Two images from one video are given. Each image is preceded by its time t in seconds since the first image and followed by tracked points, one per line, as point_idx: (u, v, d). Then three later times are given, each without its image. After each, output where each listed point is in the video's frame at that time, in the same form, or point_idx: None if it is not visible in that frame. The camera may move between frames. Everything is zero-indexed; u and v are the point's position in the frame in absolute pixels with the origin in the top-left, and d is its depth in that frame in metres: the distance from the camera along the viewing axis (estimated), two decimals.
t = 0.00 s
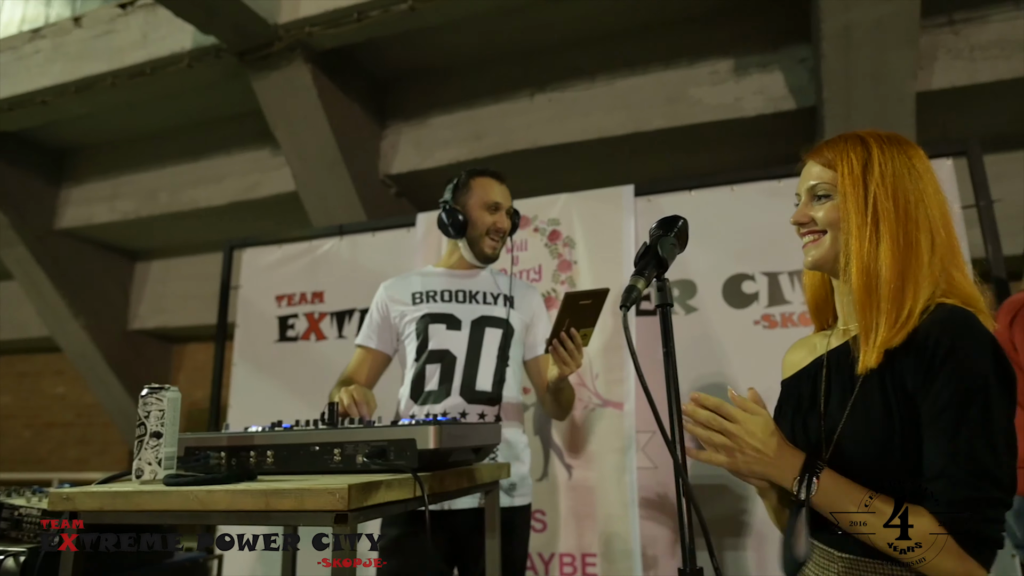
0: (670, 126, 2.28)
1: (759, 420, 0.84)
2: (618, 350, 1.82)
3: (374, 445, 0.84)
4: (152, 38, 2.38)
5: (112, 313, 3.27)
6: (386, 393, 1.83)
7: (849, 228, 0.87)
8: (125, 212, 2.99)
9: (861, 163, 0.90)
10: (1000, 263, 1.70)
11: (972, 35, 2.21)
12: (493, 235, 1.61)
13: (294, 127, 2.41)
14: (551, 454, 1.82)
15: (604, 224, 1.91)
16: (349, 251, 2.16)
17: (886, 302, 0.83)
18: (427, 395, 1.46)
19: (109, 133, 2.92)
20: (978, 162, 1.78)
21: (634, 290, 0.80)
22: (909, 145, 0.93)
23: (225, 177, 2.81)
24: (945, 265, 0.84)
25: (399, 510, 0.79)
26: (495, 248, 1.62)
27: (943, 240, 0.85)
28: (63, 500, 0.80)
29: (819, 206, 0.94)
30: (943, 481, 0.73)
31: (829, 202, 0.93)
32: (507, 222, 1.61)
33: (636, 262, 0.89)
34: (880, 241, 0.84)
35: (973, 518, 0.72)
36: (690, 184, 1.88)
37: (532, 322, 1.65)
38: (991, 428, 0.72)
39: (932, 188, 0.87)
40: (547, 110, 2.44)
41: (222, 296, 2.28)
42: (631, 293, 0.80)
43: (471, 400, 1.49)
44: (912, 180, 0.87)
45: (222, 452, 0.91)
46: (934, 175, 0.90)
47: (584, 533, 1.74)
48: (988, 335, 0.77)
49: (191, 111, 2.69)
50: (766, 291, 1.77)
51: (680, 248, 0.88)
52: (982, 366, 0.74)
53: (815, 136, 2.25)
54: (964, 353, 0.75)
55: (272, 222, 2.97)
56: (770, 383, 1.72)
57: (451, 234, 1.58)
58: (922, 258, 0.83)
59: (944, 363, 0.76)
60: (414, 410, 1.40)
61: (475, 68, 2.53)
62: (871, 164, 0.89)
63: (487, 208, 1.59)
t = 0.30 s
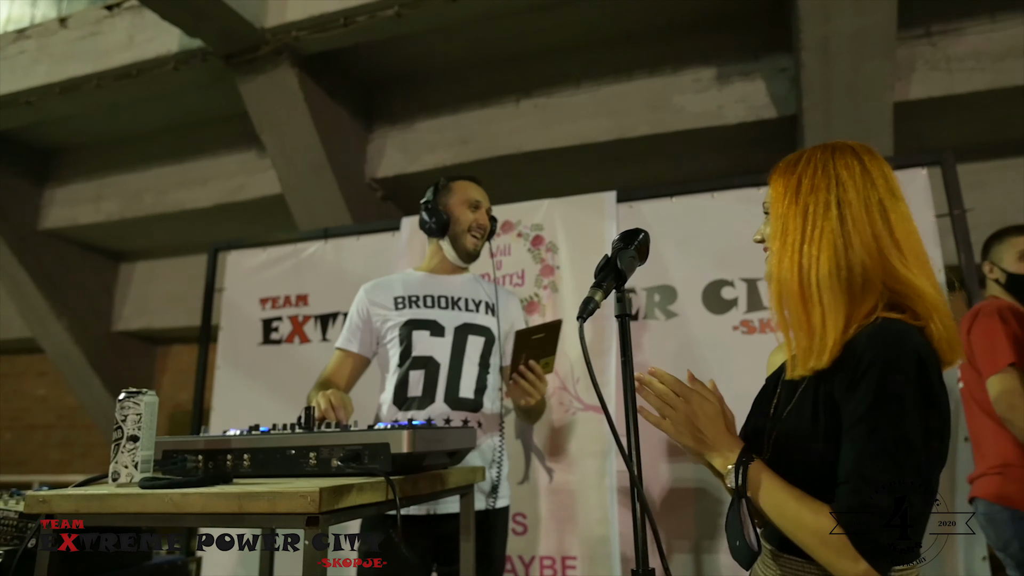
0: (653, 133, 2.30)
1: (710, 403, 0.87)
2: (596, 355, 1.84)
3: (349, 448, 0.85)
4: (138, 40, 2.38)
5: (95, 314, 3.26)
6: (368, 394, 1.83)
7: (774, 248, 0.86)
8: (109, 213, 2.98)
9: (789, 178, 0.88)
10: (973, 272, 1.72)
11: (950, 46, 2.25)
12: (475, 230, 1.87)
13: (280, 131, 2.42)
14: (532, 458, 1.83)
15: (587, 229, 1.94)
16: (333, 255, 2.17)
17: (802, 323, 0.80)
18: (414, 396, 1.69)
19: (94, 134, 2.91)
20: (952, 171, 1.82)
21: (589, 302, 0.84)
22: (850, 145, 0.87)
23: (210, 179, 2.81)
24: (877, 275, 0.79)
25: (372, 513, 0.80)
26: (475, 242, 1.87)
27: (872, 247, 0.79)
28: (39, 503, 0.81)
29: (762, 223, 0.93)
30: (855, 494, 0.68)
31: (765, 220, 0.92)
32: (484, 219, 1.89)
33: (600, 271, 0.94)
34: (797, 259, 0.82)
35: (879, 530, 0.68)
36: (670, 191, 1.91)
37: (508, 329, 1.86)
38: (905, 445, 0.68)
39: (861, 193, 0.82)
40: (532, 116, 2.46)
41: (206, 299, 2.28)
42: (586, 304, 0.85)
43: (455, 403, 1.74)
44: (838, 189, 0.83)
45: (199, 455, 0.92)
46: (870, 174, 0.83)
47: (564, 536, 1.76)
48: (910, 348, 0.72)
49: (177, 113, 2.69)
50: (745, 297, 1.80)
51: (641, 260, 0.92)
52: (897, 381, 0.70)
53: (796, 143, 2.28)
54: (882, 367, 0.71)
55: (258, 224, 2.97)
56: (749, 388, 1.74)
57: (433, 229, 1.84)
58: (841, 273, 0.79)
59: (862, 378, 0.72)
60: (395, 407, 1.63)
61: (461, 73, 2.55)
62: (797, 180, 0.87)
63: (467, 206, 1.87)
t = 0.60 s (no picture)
0: (637, 139, 2.34)
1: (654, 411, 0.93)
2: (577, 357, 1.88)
3: (326, 452, 0.88)
4: (128, 44, 2.40)
5: (85, 315, 3.27)
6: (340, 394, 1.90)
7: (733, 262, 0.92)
8: (100, 214, 2.99)
9: (749, 195, 0.93)
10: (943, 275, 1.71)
11: (928, 55, 2.29)
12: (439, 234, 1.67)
13: (269, 134, 2.44)
14: (515, 460, 1.86)
15: (570, 234, 1.97)
16: (320, 258, 2.20)
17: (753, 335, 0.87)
18: (376, 410, 1.51)
19: (85, 135, 2.92)
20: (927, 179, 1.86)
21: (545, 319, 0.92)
22: (810, 164, 0.92)
23: (201, 181, 2.83)
24: (820, 290, 0.84)
25: (345, 515, 0.84)
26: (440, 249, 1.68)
27: (818, 265, 0.85)
28: (26, 505, 0.83)
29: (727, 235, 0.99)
30: (774, 501, 0.74)
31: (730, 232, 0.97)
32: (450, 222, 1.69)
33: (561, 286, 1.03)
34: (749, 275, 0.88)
35: (798, 541, 0.72)
36: (653, 197, 1.94)
37: (470, 337, 1.75)
38: (818, 456, 0.73)
39: (812, 212, 0.87)
40: (519, 121, 2.49)
41: (195, 301, 2.30)
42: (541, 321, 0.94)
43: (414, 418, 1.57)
44: (791, 207, 0.88)
45: (182, 459, 0.95)
46: (824, 193, 0.88)
47: (544, 537, 1.79)
48: (831, 366, 0.77)
49: (167, 115, 2.71)
50: (724, 302, 1.83)
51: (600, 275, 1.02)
52: (813, 396, 0.75)
53: (778, 150, 2.32)
54: (800, 383, 0.76)
55: (247, 226, 2.98)
56: (726, 392, 1.77)
57: (400, 234, 1.62)
58: (787, 289, 0.85)
59: (784, 392, 0.78)
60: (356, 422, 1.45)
61: (449, 78, 2.58)
62: (755, 197, 0.92)
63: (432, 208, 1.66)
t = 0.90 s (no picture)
0: (627, 144, 2.36)
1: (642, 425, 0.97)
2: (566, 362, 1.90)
3: (311, 458, 0.91)
4: (122, 47, 2.41)
5: (79, 315, 3.28)
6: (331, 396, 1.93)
7: (711, 275, 0.94)
8: (94, 215, 3.01)
9: (726, 211, 0.94)
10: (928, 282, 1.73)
11: (916, 61, 2.32)
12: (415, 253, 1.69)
13: (263, 137, 2.46)
14: (504, 463, 1.89)
15: (560, 239, 1.99)
16: (312, 261, 2.21)
17: (732, 348, 0.89)
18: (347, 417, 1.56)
19: (80, 136, 2.93)
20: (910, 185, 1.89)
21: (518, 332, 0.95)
22: (785, 182, 0.94)
23: (194, 183, 2.84)
24: (796, 306, 0.87)
25: (328, 520, 0.86)
26: (414, 266, 1.71)
27: (794, 281, 0.87)
28: (15, 509, 0.85)
29: (702, 249, 1.00)
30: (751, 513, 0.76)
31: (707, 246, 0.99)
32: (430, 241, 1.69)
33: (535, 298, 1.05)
34: (729, 289, 0.90)
35: (772, 550, 0.75)
36: (641, 202, 1.97)
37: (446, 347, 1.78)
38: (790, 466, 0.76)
39: (790, 229, 0.89)
40: (510, 124, 2.51)
41: (188, 303, 2.32)
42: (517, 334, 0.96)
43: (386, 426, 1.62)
44: (768, 224, 0.90)
45: (170, 463, 0.97)
46: (800, 211, 0.90)
47: (532, 539, 1.81)
48: (807, 378, 0.80)
49: (161, 117, 2.72)
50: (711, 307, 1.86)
51: (574, 290, 1.04)
52: (788, 408, 0.78)
53: (766, 155, 2.35)
54: (777, 397, 0.78)
55: (241, 228, 3.00)
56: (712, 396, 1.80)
57: (378, 246, 1.63)
58: (765, 304, 0.87)
59: (760, 406, 0.80)
60: (324, 430, 1.48)
61: (442, 82, 2.60)
62: (732, 213, 0.93)
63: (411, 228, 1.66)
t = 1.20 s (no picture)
0: (617, 149, 2.39)
1: (613, 436, 0.96)
2: (554, 365, 1.93)
3: (292, 459, 0.93)
4: (118, 52, 2.44)
5: (75, 316, 3.31)
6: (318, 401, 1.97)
7: (680, 284, 0.96)
8: (90, 218, 3.03)
9: (693, 223, 0.97)
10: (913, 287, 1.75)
11: (904, 68, 2.34)
12: (436, 273, 1.69)
13: (257, 142, 2.48)
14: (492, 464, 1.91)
15: (548, 243, 2.01)
16: (304, 264, 2.24)
17: (705, 356, 0.91)
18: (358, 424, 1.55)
19: (77, 139, 2.96)
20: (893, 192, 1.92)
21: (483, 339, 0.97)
22: (747, 196, 0.98)
23: (189, 186, 2.87)
24: (767, 313, 0.89)
25: (307, 520, 0.89)
26: (437, 284, 1.71)
27: (764, 289, 0.90)
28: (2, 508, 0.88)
29: (670, 260, 1.03)
30: (738, 513, 0.79)
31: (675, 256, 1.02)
32: (454, 263, 1.69)
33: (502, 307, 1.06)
34: (700, 297, 0.92)
35: (757, 545, 0.78)
36: (629, 208, 1.99)
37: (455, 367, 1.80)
38: (777, 466, 0.79)
39: (756, 240, 0.92)
40: (502, 129, 2.53)
41: (182, 306, 2.34)
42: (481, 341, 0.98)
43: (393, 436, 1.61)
44: (736, 235, 0.93)
45: (155, 464, 0.99)
46: (765, 224, 0.94)
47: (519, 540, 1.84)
48: (785, 383, 0.83)
49: (157, 121, 2.75)
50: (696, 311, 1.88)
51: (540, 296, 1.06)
52: (772, 411, 0.80)
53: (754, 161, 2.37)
54: (762, 401, 0.81)
55: (236, 231, 3.03)
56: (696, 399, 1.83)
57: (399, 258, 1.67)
58: (738, 312, 0.89)
59: (745, 411, 0.82)
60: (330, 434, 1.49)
61: (435, 87, 2.63)
62: (700, 224, 0.96)
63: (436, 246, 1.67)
